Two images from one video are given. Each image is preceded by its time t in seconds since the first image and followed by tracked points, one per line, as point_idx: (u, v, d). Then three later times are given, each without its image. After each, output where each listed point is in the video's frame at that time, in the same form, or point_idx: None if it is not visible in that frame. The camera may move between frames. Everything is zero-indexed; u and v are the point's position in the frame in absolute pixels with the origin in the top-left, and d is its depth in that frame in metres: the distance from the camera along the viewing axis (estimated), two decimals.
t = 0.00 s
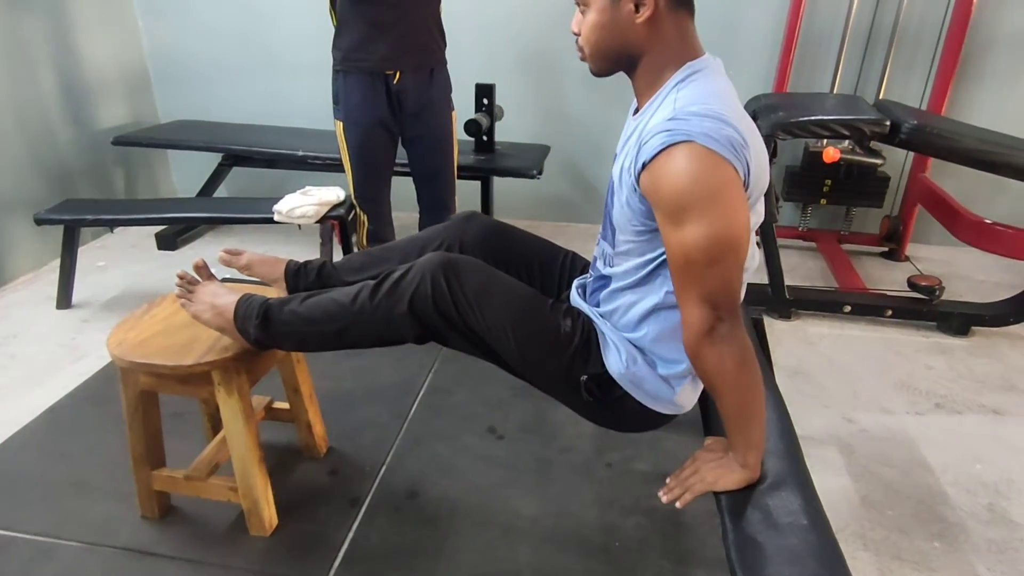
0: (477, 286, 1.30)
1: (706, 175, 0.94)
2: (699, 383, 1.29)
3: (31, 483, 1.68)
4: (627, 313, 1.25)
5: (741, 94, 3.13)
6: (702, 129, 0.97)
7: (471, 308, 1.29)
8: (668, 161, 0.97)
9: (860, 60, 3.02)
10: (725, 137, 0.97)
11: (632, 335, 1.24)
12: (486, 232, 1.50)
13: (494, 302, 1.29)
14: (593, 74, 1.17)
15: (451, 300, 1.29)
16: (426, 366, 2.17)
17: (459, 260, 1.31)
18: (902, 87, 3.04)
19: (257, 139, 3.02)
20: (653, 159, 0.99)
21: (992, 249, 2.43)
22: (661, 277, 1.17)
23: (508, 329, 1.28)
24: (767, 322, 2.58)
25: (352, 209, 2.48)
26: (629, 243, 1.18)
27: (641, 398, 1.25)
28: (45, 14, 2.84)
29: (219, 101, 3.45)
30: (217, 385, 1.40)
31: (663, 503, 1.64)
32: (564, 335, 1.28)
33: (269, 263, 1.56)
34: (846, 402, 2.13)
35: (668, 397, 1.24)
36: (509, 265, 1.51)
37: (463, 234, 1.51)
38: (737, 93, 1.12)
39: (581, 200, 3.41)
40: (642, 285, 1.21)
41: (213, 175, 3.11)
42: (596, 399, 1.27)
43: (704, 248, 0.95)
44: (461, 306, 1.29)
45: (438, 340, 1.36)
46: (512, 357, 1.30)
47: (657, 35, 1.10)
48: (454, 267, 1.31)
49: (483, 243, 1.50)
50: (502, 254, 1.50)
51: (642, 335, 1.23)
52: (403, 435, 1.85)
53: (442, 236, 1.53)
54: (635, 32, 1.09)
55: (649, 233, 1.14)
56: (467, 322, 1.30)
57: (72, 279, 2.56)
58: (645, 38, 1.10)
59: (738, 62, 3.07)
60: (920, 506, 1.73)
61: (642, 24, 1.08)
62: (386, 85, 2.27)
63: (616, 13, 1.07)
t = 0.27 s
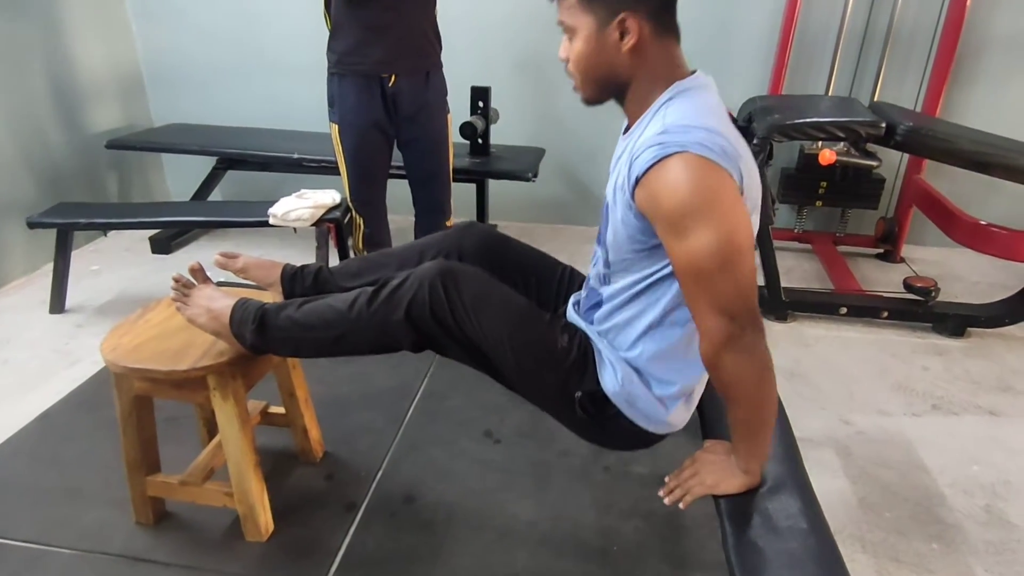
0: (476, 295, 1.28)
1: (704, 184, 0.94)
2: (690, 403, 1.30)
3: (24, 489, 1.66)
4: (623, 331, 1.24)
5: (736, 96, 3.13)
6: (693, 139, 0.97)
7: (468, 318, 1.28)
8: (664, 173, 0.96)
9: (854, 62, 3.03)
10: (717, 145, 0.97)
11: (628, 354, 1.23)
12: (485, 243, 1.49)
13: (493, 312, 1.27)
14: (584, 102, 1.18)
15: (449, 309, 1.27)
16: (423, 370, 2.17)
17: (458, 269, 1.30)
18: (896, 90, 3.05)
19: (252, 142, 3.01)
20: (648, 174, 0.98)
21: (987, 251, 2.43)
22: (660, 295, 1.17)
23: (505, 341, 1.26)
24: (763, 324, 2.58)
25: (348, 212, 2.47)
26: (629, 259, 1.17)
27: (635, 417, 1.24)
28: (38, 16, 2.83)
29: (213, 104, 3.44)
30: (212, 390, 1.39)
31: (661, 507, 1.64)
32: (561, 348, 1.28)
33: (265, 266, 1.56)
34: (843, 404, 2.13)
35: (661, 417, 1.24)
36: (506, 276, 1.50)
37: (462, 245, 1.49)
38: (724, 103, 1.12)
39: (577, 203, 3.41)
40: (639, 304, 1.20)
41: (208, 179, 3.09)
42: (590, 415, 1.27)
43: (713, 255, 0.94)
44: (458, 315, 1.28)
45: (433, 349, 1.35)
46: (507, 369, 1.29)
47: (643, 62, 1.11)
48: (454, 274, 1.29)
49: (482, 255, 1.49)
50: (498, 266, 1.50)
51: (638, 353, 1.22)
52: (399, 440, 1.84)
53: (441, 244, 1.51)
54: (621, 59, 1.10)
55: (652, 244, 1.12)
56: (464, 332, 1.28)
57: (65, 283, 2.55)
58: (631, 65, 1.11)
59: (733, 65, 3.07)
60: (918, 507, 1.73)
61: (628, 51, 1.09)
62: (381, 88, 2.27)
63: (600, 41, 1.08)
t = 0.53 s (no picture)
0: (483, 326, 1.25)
1: (684, 215, 0.93)
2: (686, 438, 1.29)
3: (18, 496, 1.65)
4: (616, 371, 1.23)
5: (731, 100, 3.14)
6: (663, 177, 0.97)
7: (473, 347, 1.24)
8: (643, 214, 0.95)
9: (849, 66, 3.04)
10: (687, 179, 0.97)
11: (622, 394, 1.23)
12: (490, 269, 1.48)
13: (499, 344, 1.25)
14: (556, 159, 1.20)
15: (454, 339, 1.24)
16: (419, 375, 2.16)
17: (466, 297, 1.26)
18: (891, 93, 3.06)
19: (247, 146, 3.01)
20: (626, 218, 0.97)
21: (982, 254, 2.44)
22: (652, 337, 1.17)
23: (507, 375, 1.25)
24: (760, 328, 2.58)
25: (344, 217, 2.44)
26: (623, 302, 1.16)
27: (630, 458, 1.24)
28: (32, 21, 2.82)
29: (209, 108, 3.43)
30: (208, 397, 1.38)
31: (659, 512, 1.63)
32: (561, 387, 1.27)
33: (264, 271, 1.56)
34: (840, 407, 2.13)
35: (654, 458, 1.24)
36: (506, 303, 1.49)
37: (467, 267, 1.48)
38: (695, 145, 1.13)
39: (574, 207, 3.41)
40: (631, 345, 1.20)
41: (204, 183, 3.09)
42: (583, 451, 1.27)
43: (713, 279, 0.92)
44: (462, 344, 1.24)
45: (434, 375, 1.32)
46: (506, 400, 1.27)
47: (609, 126, 1.12)
48: (462, 303, 1.25)
49: (486, 280, 1.47)
50: (502, 294, 1.48)
51: (632, 394, 1.22)
52: (396, 446, 1.84)
53: (444, 264, 1.49)
54: (587, 123, 1.12)
55: (646, 284, 1.11)
56: (467, 362, 1.25)
57: (60, 288, 2.54)
58: (597, 128, 1.12)
59: (728, 69, 3.08)
60: (915, 511, 1.73)
61: (593, 116, 1.11)
62: (377, 93, 2.27)
63: (567, 107, 1.11)
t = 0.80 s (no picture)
0: (489, 359, 1.23)
1: (655, 255, 0.93)
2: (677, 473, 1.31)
3: (12, 503, 1.64)
4: (606, 413, 1.26)
5: (728, 105, 3.15)
6: (631, 225, 0.98)
7: (478, 377, 1.22)
8: (617, 261, 0.95)
9: (844, 71, 3.05)
10: (653, 222, 0.98)
11: (613, 435, 1.25)
12: (494, 298, 1.47)
13: (504, 378, 1.23)
14: (533, 220, 1.23)
15: (459, 370, 1.22)
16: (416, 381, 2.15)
17: (477, 328, 1.24)
18: (886, 98, 3.07)
19: (244, 151, 3.00)
20: (601, 268, 0.97)
21: (977, 258, 2.45)
22: (640, 380, 1.20)
23: (509, 408, 1.23)
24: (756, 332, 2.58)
25: (340, 221, 2.46)
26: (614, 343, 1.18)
27: (622, 497, 1.25)
28: (28, 25, 2.82)
29: (205, 113, 3.43)
30: (204, 404, 1.37)
31: (656, 517, 1.63)
32: (560, 422, 1.26)
33: (266, 276, 1.55)
34: (837, 412, 2.13)
35: (645, 496, 1.26)
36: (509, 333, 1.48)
37: (471, 293, 1.47)
38: (665, 191, 1.12)
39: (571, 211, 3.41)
40: (620, 388, 1.23)
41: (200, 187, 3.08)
42: (578, 488, 1.26)
43: (696, 306, 0.90)
44: (467, 373, 1.22)
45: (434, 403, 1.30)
46: (505, 432, 1.25)
47: (581, 191, 1.14)
48: (471, 336, 1.23)
49: (489, 308, 1.47)
50: (504, 323, 1.48)
51: (622, 435, 1.24)
52: (393, 452, 1.83)
53: (449, 288, 1.49)
54: (560, 190, 1.14)
55: (634, 331, 1.14)
56: (469, 392, 1.23)
57: (55, 294, 2.53)
58: (570, 193, 1.14)
59: (724, 74, 3.09)
60: (913, 515, 1.73)
61: (565, 183, 1.13)
62: (374, 98, 2.27)
63: (538, 175, 1.13)
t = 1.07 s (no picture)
0: (489, 386, 1.24)
1: (643, 287, 0.93)
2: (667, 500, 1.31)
3: (5, 510, 1.63)
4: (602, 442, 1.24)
5: (723, 109, 3.15)
6: (616, 261, 0.98)
7: (477, 402, 1.23)
8: (606, 297, 0.95)
9: (839, 76, 3.06)
10: (638, 257, 0.98)
11: (608, 464, 1.24)
12: (494, 321, 1.46)
13: (504, 404, 1.24)
14: (521, 266, 1.23)
15: (459, 396, 1.24)
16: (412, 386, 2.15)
17: (478, 354, 1.25)
18: (881, 102, 3.08)
19: (240, 155, 3.00)
20: (591, 307, 0.97)
21: (973, 262, 2.45)
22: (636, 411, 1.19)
23: (507, 436, 1.24)
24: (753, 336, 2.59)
25: (337, 226, 2.46)
26: (610, 379, 1.17)
27: (615, 527, 1.26)
28: (22, 30, 2.81)
29: (201, 117, 3.42)
30: (199, 410, 1.37)
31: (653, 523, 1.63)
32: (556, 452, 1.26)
33: (268, 281, 1.54)
34: (834, 416, 2.13)
35: (638, 526, 1.26)
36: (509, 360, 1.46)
37: (472, 315, 1.47)
38: (649, 230, 1.10)
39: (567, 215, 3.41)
40: (616, 419, 1.21)
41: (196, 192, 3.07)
42: (570, 517, 1.28)
43: (687, 327, 0.91)
44: (465, 400, 1.24)
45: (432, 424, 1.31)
46: (501, 458, 1.26)
47: (566, 241, 1.14)
48: (473, 362, 1.24)
49: (489, 330, 1.46)
50: (504, 347, 1.46)
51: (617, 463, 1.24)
52: (389, 458, 1.82)
53: (451, 309, 1.49)
54: (544, 241, 1.14)
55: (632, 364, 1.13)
56: (468, 418, 1.25)
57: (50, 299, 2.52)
58: (554, 243, 1.15)
59: (719, 78, 3.10)
60: (910, 520, 1.73)
61: (549, 234, 1.13)
62: (370, 102, 2.27)
63: (522, 227, 1.13)
